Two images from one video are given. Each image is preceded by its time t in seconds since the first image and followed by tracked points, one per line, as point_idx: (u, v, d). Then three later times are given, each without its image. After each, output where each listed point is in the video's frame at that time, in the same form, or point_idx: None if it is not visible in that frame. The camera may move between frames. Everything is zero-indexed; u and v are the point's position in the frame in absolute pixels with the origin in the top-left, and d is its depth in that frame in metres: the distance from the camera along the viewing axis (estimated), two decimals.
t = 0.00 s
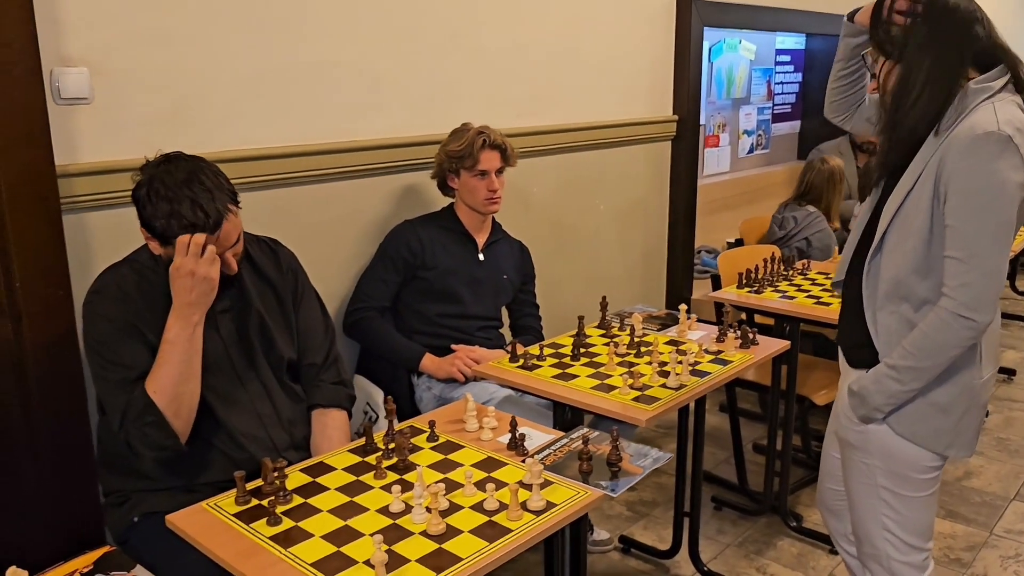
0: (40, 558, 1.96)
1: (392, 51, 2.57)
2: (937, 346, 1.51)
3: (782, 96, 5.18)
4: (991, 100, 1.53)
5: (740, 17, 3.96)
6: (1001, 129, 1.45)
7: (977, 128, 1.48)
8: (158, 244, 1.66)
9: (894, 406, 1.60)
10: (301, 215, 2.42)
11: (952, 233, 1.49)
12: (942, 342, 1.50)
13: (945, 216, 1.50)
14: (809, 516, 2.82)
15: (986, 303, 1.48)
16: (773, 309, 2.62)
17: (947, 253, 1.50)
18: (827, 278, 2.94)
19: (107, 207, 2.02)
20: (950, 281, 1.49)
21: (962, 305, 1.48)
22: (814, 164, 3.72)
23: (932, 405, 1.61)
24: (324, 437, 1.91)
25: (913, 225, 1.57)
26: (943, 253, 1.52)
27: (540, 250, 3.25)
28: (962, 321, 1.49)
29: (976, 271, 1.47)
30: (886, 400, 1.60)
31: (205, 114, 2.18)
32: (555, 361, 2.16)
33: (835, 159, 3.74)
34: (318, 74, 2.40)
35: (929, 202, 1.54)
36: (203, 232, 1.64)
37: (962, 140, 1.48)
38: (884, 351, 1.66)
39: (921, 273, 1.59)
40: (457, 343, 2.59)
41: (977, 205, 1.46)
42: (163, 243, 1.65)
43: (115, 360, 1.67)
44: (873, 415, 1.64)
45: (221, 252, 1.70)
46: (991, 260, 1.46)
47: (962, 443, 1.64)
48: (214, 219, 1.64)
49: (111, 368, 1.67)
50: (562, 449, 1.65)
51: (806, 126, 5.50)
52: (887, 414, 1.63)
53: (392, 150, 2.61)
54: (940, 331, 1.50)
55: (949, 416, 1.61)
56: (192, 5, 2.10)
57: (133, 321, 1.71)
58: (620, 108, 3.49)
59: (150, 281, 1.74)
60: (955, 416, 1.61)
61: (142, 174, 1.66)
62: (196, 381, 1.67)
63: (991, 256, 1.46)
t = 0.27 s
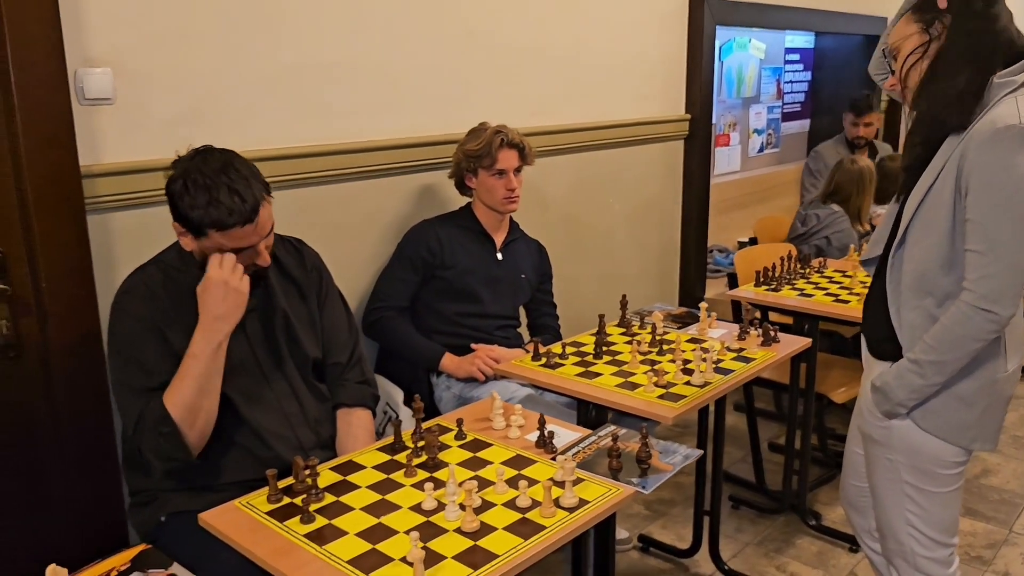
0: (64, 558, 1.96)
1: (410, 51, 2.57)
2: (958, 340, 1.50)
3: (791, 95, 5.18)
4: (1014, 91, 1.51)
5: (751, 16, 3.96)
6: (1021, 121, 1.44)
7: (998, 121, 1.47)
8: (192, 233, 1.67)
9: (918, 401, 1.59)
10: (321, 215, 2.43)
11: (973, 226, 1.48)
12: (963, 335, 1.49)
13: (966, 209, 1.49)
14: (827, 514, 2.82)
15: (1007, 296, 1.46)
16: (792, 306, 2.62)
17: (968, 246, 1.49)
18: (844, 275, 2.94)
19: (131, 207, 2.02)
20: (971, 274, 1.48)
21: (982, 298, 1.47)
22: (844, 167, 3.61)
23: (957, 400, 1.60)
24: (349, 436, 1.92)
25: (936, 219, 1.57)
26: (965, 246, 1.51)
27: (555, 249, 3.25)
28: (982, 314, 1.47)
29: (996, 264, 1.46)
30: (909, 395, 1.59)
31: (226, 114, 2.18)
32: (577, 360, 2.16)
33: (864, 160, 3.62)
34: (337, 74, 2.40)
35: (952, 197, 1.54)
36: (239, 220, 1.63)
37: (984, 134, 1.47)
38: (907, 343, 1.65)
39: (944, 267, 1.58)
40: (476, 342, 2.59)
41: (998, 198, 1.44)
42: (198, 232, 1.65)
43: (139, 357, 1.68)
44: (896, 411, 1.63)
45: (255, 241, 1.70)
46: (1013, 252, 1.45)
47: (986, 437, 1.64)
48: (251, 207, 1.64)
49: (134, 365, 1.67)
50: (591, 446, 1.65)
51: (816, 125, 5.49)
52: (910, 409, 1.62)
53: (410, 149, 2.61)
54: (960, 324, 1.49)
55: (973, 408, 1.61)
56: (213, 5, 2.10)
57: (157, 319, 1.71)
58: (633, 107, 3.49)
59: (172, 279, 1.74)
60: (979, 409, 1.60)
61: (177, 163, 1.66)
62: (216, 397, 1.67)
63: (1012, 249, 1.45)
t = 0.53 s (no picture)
0: (85, 553, 1.97)
1: (422, 49, 2.59)
2: (968, 330, 1.49)
3: (794, 93, 5.20)
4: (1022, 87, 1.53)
5: (757, 14, 3.98)
6: None
7: (1006, 115, 1.46)
8: (207, 191, 1.75)
9: (928, 391, 1.58)
10: (335, 213, 2.44)
11: (981, 219, 1.47)
12: (972, 326, 1.49)
13: (975, 201, 1.48)
14: (838, 508, 2.84)
15: (1016, 286, 1.45)
16: (802, 301, 2.63)
17: (977, 238, 1.49)
18: (852, 271, 2.96)
19: (151, 204, 2.03)
20: (980, 265, 1.47)
21: (990, 288, 1.46)
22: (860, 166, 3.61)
23: (968, 390, 1.59)
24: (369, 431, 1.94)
25: (947, 211, 1.56)
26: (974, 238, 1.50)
27: (564, 247, 3.27)
28: (990, 305, 1.47)
29: (1004, 255, 1.45)
30: (919, 384, 1.58)
31: (243, 112, 2.19)
32: (592, 355, 2.17)
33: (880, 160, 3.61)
34: (351, 73, 2.41)
35: (960, 189, 1.53)
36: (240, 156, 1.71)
37: (993, 126, 1.46)
38: (918, 335, 1.64)
39: (954, 259, 1.57)
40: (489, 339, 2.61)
41: (1006, 189, 1.43)
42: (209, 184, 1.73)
43: (165, 357, 1.69)
44: (907, 401, 1.63)
45: (258, 193, 1.73)
46: (1023, 243, 1.43)
47: (998, 426, 1.62)
48: (256, 150, 1.73)
49: (162, 365, 1.68)
50: (612, 439, 1.67)
51: (819, 123, 5.51)
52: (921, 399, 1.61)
53: (423, 147, 2.63)
54: (969, 316, 1.48)
55: (985, 399, 1.59)
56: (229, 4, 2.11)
57: (182, 319, 1.71)
58: (641, 105, 3.50)
59: (197, 279, 1.74)
60: (991, 399, 1.59)
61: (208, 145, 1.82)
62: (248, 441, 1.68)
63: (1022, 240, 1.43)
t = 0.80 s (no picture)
0: (97, 547, 1.99)
1: (426, 47, 2.61)
2: (964, 322, 1.52)
3: (791, 91, 5.23)
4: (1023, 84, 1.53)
5: (754, 13, 4.01)
6: None
7: (1004, 110, 1.48)
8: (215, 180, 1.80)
9: (925, 381, 1.61)
10: (341, 210, 2.46)
11: (979, 213, 1.50)
12: (969, 317, 1.51)
13: (972, 196, 1.51)
14: (838, 501, 2.87)
15: (1011, 278, 1.48)
16: (802, 296, 2.67)
17: (974, 231, 1.51)
18: (851, 267, 3.00)
19: (161, 201, 2.05)
20: (976, 259, 1.50)
21: (986, 281, 1.49)
22: (858, 163, 3.66)
23: (964, 380, 1.62)
24: (378, 424, 1.97)
25: (945, 206, 1.58)
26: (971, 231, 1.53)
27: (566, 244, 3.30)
28: (987, 297, 1.49)
29: (1000, 248, 1.47)
30: (916, 375, 1.61)
31: (250, 110, 2.21)
32: (597, 349, 2.20)
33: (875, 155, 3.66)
34: (356, 71, 2.43)
35: (958, 184, 1.56)
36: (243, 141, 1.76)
37: (990, 122, 1.49)
38: (916, 326, 1.67)
39: (951, 252, 1.59)
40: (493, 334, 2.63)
41: (1003, 184, 1.46)
42: (216, 171, 1.78)
43: (189, 348, 1.70)
44: (904, 391, 1.65)
45: (261, 177, 1.77)
46: (1018, 237, 1.46)
47: (995, 416, 1.65)
48: (259, 135, 1.77)
49: (186, 356, 1.70)
50: (620, 430, 1.70)
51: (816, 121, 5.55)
52: (918, 389, 1.64)
53: (427, 145, 2.65)
54: (966, 307, 1.51)
55: (982, 389, 1.62)
56: (237, 3, 2.13)
57: (203, 310, 1.73)
58: (640, 103, 3.53)
59: (213, 271, 1.77)
60: (988, 389, 1.62)
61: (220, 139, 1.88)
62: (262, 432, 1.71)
63: (1017, 233, 1.46)
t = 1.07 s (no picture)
0: (105, 540, 2.01)
1: (426, 46, 2.63)
2: (961, 314, 1.55)
3: (786, 89, 5.27)
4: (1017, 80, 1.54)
5: (750, 12, 4.04)
6: (1020, 107, 1.48)
7: (999, 108, 1.51)
8: (226, 176, 1.82)
9: (922, 373, 1.64)
10: (343, 207, 2.48)
11: (975, 207, 1.53)
12: (965, 310, 1.55)
13: (968, 191, 1.54)
14: (835, 494, 2.91)
15: (1007, 272, 1.51)
16: (800, 291, 2.70)
17: (970, 226, 1.54)
18: (847, 263, 3.03)
19: (166, 198, 2.07)
20: (973, 252, 1.53)
21: (983, 274, 1.52)
22: (847, 157, 3.74)
23: (959, 371, 1.65)
24: (384, 417, 1.99)
25: (941, 201, 1.61)
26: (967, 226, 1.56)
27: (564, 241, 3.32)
28: (983, 290, 1.52)
29: (997, 242, 1.50)
30: (913, 366, 1.64)
31: (254, 108, 2.23)
32: (598, 344, 2.23)
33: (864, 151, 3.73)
34: (358, 69, 2.45)
35: (954, 179, 1.58)
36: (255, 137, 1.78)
37: (986, 119, 1.52)
38: (913, 319, 1.70)
39: (947, 246, 1.62)
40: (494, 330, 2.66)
41: (999, 179, 1.49)
42: (227, 167, 1.81)
43: (199, 342, 1.73)
44: (901, 382, 1.68)
45: (273, 172, 1.79)
46: (1013, 231, 1.49)
47: (989, 406, 1.68)
48: (269, 132, 1.80)
49: (196, 350, 1.72)
50: (622, 422, 1.73)
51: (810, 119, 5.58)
52: (915, 380, 1.67)
53: (428, 142, 2.67)
54: (963, 300, 1.54)
55: (977, 380, 1.65)
56: (241, 2, 2.15)
57: (212, 305, 1.75)
58: (638, 101, 3.56)
59: (222, 266, 1.80)
60: (983, 380, 1.65)
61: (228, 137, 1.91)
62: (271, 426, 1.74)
63: (1012, 228, 1.49)
